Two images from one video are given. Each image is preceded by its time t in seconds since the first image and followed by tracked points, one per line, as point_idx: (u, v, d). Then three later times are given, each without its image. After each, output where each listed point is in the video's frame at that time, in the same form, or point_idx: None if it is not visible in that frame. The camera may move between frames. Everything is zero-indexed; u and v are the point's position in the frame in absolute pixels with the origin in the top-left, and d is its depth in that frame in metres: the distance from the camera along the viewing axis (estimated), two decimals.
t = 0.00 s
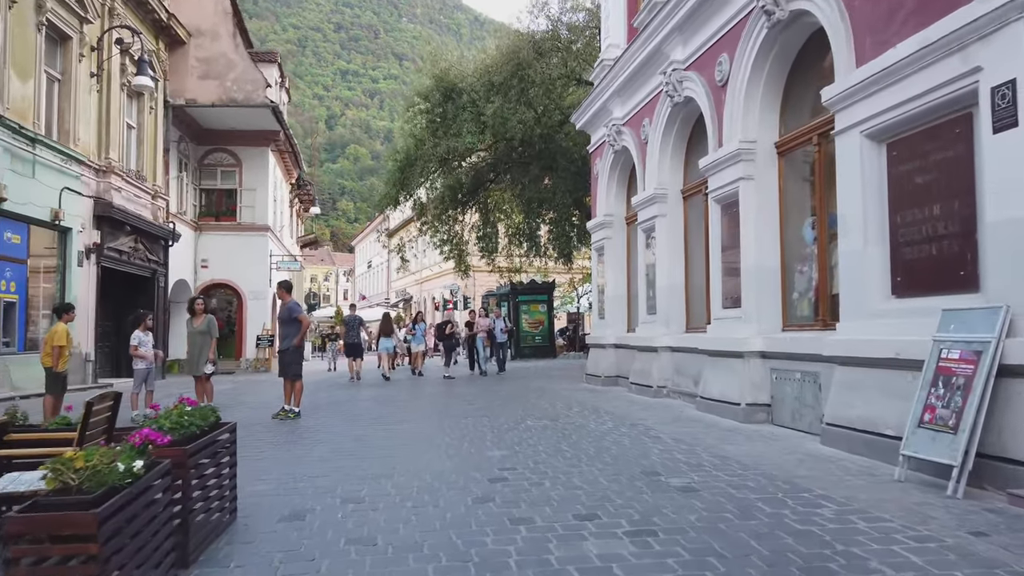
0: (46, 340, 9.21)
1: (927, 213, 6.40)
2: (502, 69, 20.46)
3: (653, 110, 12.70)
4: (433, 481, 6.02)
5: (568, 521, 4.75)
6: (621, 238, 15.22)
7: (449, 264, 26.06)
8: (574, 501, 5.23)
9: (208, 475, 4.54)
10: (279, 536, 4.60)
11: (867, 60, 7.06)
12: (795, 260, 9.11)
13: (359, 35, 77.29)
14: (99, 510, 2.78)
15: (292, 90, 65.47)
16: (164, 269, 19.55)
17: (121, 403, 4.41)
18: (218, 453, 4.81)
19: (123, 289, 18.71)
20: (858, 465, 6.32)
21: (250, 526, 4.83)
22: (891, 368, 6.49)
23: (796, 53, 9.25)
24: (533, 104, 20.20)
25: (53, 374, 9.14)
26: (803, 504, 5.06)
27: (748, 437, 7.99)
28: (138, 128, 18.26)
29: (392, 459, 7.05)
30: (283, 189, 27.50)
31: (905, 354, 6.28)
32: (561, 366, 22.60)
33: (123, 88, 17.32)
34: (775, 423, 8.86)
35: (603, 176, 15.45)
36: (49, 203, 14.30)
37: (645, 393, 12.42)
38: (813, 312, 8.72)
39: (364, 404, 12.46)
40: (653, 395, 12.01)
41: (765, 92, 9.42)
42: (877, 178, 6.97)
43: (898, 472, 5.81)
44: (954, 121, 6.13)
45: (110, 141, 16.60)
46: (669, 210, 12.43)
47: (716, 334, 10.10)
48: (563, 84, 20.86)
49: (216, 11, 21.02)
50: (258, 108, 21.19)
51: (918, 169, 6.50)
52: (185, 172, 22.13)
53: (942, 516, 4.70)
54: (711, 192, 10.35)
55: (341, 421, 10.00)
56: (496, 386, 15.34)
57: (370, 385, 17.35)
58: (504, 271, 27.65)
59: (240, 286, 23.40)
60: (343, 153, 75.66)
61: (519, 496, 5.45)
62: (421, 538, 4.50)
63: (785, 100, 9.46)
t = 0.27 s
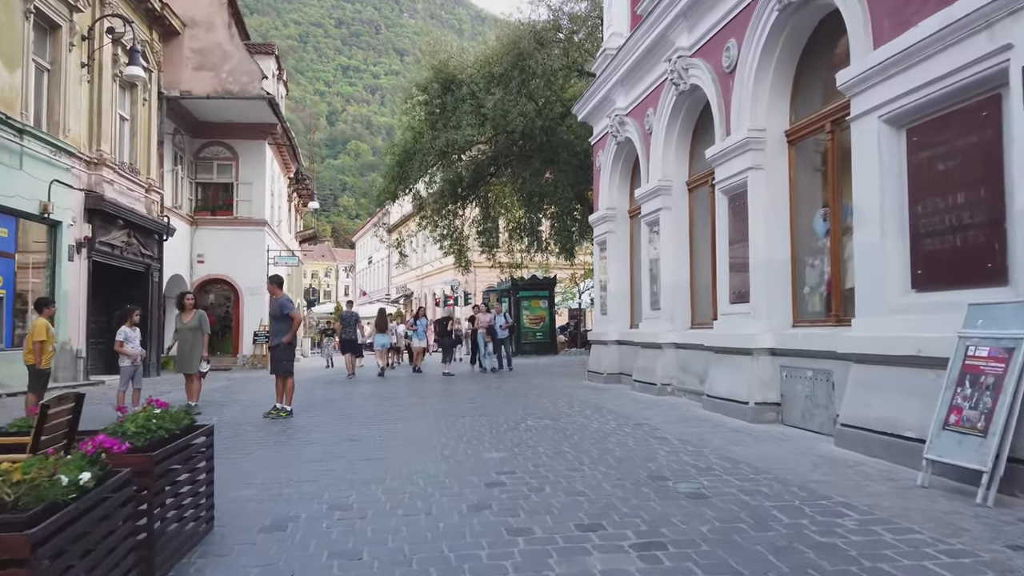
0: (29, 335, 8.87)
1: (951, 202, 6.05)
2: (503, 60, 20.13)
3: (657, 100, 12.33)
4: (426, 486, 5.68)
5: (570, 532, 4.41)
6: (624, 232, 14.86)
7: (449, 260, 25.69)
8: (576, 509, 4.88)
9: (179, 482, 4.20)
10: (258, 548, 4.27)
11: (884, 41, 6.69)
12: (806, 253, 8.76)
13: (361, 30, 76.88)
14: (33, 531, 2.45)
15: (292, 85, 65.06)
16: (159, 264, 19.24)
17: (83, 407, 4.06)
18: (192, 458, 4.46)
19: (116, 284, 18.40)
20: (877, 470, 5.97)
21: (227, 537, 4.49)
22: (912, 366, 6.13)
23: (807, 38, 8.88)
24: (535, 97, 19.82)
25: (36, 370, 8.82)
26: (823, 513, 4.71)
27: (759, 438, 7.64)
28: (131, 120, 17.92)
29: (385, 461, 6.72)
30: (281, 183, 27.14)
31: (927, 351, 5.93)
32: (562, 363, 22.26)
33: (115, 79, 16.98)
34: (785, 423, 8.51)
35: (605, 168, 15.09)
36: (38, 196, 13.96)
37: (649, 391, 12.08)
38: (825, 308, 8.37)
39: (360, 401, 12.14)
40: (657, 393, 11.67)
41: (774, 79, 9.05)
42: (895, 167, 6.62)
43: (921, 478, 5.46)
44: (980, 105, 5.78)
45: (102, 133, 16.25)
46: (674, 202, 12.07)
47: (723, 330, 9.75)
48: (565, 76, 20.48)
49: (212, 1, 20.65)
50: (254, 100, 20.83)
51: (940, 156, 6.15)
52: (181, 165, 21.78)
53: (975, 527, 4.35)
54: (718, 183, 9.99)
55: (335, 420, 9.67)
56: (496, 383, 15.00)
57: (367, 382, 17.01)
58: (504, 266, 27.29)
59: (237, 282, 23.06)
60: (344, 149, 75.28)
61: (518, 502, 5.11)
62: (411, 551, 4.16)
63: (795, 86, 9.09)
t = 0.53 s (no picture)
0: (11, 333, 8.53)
1: (981, 194, 5.70)
2: (505, 52, 19.76)
3: (664, 90, 11.95)
4: (422, 496, 5.33)
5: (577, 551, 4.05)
6: (629, 227, 14.49)
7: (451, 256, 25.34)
8: (582, 524, 4.53)
9: (152, 496, 3.84)
10: (237, 568, 3.92)
11: (907, 24, 6.31)
12: (821, 248, 8.40)
13: (363, 27, 76.52)
14: None
15: (293, 81, 64.66)
16: (155, 260, 18.91)
17: (42, 416, 3.73)
18: (167, 470, 4.11)
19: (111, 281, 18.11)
20: (902, 479, 5.60)
21: (205, 555, 4.14)
22: (939, 368, 5.76)
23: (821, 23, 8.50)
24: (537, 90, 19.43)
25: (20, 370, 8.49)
26: (850, 530, 4.34)
27: (773, 442, 7.27)
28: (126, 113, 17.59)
29: (380, 468, 6.37)
30: (280, 178, 26.79)
31: (955, 352, 5.56)
32: (566, 361, 21.91)
33: (109, 71, 16.63)
34: (799, 426, 8.14)
35: (610, 162, 14.72)
36: (28, 189, 13.62)
37: (655, 391, 11.72)
38: (841, 306, 8.02)
39: (358, 401, 11.80)
40: (664, 393, 11.31)
41: (788, 66, 8.66)
42: (919, 157, 6.26)
43: (951, 488, 5.09)
44: (1014, 90, 5.42)
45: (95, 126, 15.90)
46: (681, 196, 11.70)
47: (733, 328, 9.39)
48: (568, 68, 20.10)
49: None
50: (252, 93, 20.46)
51: (970, 144, 5.79)
52: (178, 160, 21.42)
53: (1018, 546, 3.98)
54: (729, 176, 9.60)
55: (331, 421, 9.33)
56: (498, 382, 14.66)
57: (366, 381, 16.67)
58: (507, 263, 26.93)
59: (235, 278, 22.73)
60: (346, 145, 74.94)
61: (519, 515, 4.76)
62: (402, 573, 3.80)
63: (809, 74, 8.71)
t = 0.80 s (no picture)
0: None
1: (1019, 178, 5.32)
2: (508, 43, 19.38)
3: (673, 78, 11.56)
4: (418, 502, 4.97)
5: (585, 565, 3.69)
6: (637, 220, 14.10)
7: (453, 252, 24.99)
8: (591, 534, 4.16)
9: (120, 503, 3.52)
10: None
11: None
12: (839, 240, 8.02)
13: (367, 23, 76.15)
14: None
15: (297, 76, 64.29)
16: (153, 255, 18.59)
17: None
18: (137, 475, 3.77)
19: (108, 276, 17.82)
20: (934, 484, 5.22)
21: (179, 568, 3.79)
22: (972, 366, 5.38)
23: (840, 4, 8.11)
24: (542, 81, 19.05)
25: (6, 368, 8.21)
26: (884, 542, 3.97)
27: (791, 444, 6.90)
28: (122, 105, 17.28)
29: (376, 470, 6.01)
30: (281, 172, 26.47)
31: (991, 348, 5.18)
32: (571, 357, 21.55)
33: (105, 62, 16.30)
34: (816, 426, 7.76)
35: (616, 154, 14.33)
36: (20, 182, 13.31)
37: (663, 388, 11.35)
38: (861, 300, 7.64)
39: (358, 398, 11.46)
40: (673, 390, 10.93)
41: (805, 50, 8.28)
42: (949, 141, 5.88)
43: (989, 495, 4.72)
44: None
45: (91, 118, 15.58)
46: (690, 187, 11.32)
47: (745, 324, 9.01)
48: (573, 59, 19.73)
49: None
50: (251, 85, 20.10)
51: (1006, 126, 5.41)
52: (176, 153, 21.09)
53: None
54: (741, 166, 9.21)
55: (327, 420, 8.98)
56: (502, 379, 14.30)
57: (367, 378, 16.33)
58: (511, 258, 26.56)
59: (235, 273, 22.42)
60: (349, 141, 74.62)
61: (522, 524, 4.39)
62: None
63: (827, 58, 8.32)
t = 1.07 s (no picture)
0: None
1: None
2: (512, 37, 18.97)
3: (683, 69, 11.14)
4: (412, 522, 4.56)
5: None
6: (643, 218, 13.68)
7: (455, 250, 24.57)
8: (602, 563, 3.75)
9: (75, 526, 3.16)
10: None
11: None
12: (861, 237, 7.60)
13: (370, 22, 75.75)
14: None
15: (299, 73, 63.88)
16: (148, 253, 18.21)
17: None
18: (97, 498, 3.37)
19: (102, 275, 17.50)
20: (973, 502, 4.80)
21: None
22: (1013, 373, 4.96)
23: None
24: (546, 77, 18.63)
25: None
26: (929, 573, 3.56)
27: (812, 454, 6.48)
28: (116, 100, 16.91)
29: (369, 484, 5.61)
30: (281, 169, 26.08)
31: None
32: (576, 358, 21.18)
33: (98, 55, 15.93)
34: (837, 434, 7.35)
35: (622, 149, 13.93)
36: (9, 177, 12.93)
37: (671, 392, 10.94)
38: (885, 300, 7.23)
39: (356, 401, 11.08)
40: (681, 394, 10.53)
41: (824, 37, 7.85)
42: (987, 130, 5.46)
43: None
44: None
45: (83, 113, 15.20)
46: (701, 183, 10.90)
47: (759, 325, 8.60)
48: (577, 53, 19.31)
49: None
50: (249, 80, 19.69)
51: None
52: (173, 150, 20.69)
53: None
54: (755, 160, 8.78)
55: (322, 425, 8.58)
56: (505, 381, 13.91)
57: (367, 379, 15.95)
58: (514, 257, 26.15)
59: (233, 272, 22.04)
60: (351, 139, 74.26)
61: (526, 550, 3.99)
62: None
63: (847, 46, 7.89)
